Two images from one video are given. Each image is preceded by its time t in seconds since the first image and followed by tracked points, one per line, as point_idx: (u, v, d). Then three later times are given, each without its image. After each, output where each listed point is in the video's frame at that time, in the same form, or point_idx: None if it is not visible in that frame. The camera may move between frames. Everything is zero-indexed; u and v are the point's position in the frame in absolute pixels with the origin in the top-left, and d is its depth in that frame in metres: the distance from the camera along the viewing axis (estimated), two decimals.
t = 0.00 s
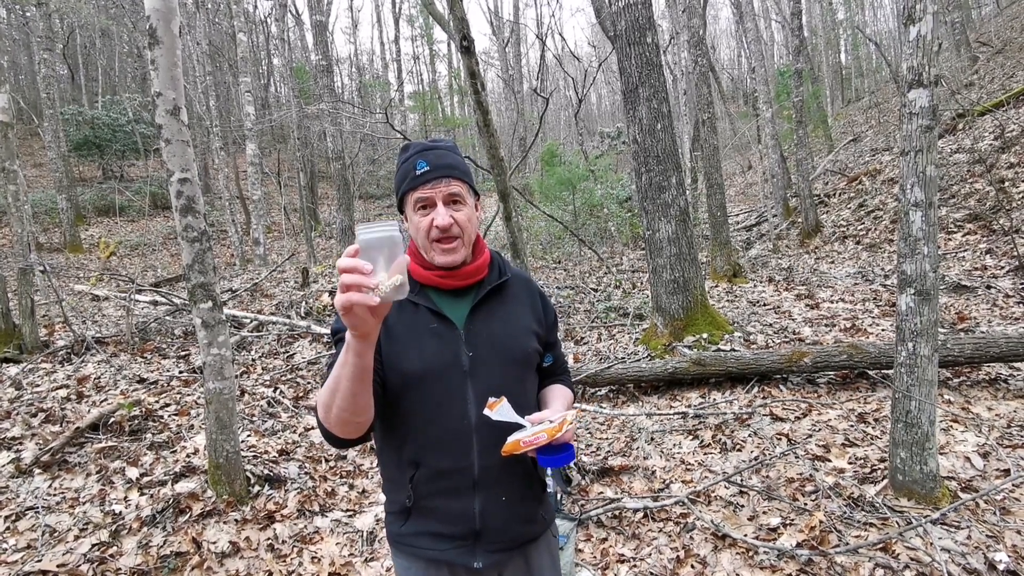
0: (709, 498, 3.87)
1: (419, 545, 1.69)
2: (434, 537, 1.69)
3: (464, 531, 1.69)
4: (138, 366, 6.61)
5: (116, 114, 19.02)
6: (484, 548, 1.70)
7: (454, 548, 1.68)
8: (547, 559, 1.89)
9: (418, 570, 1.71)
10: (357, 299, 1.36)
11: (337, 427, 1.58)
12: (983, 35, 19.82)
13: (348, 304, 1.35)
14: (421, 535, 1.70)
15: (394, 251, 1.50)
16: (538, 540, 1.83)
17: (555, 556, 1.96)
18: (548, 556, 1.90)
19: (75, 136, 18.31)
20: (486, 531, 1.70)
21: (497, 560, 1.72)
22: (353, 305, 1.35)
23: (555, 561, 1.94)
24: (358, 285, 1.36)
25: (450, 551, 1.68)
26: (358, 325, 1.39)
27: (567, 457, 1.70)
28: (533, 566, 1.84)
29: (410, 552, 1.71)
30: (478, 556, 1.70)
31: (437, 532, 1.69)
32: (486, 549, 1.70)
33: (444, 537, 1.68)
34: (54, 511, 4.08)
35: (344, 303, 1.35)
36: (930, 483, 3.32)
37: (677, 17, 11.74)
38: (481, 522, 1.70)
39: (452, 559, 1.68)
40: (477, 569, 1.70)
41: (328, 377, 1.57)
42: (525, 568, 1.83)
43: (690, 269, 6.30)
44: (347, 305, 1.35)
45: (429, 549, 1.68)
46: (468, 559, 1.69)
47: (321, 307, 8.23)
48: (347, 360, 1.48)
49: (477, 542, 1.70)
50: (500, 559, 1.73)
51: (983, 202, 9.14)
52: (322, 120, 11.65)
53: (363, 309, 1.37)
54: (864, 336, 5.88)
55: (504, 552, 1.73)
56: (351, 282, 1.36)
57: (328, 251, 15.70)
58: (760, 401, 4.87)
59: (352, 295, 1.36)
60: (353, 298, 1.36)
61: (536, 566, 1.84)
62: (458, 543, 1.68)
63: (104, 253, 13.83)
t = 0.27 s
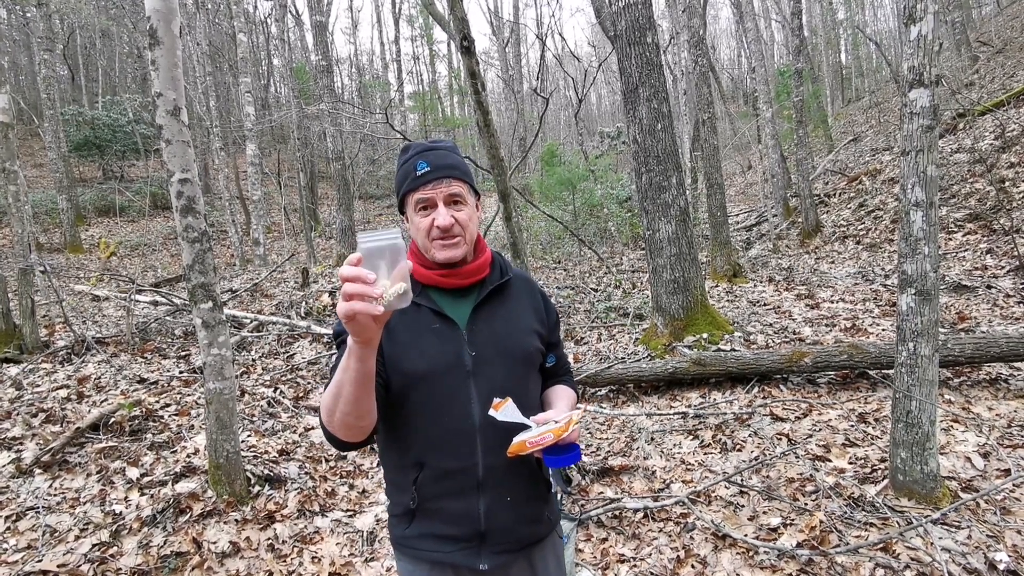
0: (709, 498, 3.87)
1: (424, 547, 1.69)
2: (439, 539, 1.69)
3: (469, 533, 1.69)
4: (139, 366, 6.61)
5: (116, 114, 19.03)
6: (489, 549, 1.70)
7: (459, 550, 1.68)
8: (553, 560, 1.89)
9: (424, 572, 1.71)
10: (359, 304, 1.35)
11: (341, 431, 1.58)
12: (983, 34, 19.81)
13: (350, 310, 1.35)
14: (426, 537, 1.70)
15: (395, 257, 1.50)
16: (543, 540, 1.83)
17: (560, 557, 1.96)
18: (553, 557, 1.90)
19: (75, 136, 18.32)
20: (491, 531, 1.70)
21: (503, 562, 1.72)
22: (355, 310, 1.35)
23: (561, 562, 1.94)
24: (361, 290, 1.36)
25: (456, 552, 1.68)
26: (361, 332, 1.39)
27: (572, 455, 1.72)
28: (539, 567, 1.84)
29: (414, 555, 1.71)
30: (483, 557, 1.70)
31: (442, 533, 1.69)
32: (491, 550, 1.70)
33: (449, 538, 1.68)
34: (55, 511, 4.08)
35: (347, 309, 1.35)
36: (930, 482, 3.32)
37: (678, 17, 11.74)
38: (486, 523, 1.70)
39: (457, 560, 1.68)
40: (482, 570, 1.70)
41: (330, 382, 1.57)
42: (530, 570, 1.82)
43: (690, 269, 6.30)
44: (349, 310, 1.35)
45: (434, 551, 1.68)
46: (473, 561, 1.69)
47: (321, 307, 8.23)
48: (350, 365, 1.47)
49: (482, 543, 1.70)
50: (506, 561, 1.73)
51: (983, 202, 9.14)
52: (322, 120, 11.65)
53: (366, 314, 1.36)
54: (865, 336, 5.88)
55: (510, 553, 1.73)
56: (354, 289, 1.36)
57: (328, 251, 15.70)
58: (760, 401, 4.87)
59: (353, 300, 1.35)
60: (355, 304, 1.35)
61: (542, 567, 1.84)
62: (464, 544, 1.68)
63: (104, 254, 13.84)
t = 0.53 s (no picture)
0: (710, 497, 3.87)
1: (424, 547, 1.69)
2: (439, 539, 1.69)
3: (470, 533, 1.68)
4: (139, 366, 6.61)
5: (116, 114, 19.03)
6: (490, 551, 1.70)
7: (460, 551, 1.68)
8: (554, 561, 1.88)
9: (425, 573, 1.71)
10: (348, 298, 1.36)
11: (336, 428, 1.58)
12: (984, 34, 19.79)
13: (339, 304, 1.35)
14: (426, 538, 1.70)
15: (388, 253, 1.50)
16: (545, 541, 1.83)
17: (562, 558, 1.96)
18: (554, 558, 1.89)
19: (75, 136, 18.31)
20: (492, 532, 1.70)
21: (504, 563, 1.71)
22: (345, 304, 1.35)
23: (562, 563, 1.94)
24: (351, 284, 1.36)
25: (456, 553, 1.68)
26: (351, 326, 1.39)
27: (573, 456, 1.71)
28: (540, 568, 1.83)
29: (415, 555, 1.71)
30: (484, 558, 1.70)
31: (442, 534, 1.69)
32: (492, 551, 1.70)
33: (449, 539, 1.68)
34: (55, 511, 4.08)
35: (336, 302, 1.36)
36: (931, 482, 3.32)
37: (678, 16, 11.73)
38: (487, 524, 1.70)
39: (458, 562, 1.68)
40: (483, 572, 1.70)
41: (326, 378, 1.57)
42: (531, 570, 1.82)
43: (690, 268, 6.30)
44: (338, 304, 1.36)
45: (434, 552, 1.68)
46: (474, 562, 1.69)
47: (321, 307, 8.23)
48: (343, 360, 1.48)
49: (483, 544, 1.70)
50: (507, 562, 1.72)
51: (983, 202, 9.13)
52: (322, 120, 11.64)
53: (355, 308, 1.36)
54: (865, 335, 5.87)
55: (510, 554, 1.73)
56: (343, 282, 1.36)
57: (328, 251, 15.70)
58: (760, 401, 4.87)
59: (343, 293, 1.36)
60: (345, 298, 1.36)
61: (543, 568, 1.84)
62: (464, 545, 1.68)
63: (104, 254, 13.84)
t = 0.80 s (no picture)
0: (709, 497, 3.86)
1: (422, 547, 1.69)
2: (437, 540, 1.68)
3: (468, 534, 1.68)
4: (138, 366, 6.60)
5: (116, 114, 19.03)
6: (488, 551, 1.70)
7: (458, 551, 1.68)
8: (553, 561, 1.88)
9: (423, 573, 1.71)
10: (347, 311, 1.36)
11: (336, 432, 1.59)
12: (983, 34, 19.80)
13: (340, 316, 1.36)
14: (425, 538, 1.70)
15: (389, 268, 1.49)
16: (543, 542, 1.82)
17: (561, 559, 1.95)
18: (553, 557, 1.89)
19: (74, 136, 18.30)
20: (489, 533, 1.70)
21: (502, 563, 1.71)
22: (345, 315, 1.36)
23: (561, 564, 1.93)
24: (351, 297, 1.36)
25: (455, 553, 1.68)
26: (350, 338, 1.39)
27: (571, 458, 1.69)
28: (538, 568, 1.83)
29: (413, 556, 1.71)
30: (481, 559, 1.69)
31: (440, 534, 1.68)
32: (490, 552, 1.70)
33: (447, 540, 1.68)
34: (55, 511, 4.08)
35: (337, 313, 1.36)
36: (931, 482, 3.32)
37: (677, 17, 11.73)
38: (485, 525, 1.70)
39: (456, 562, 1.67)
40: (481, 572, 1.69)
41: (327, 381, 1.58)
42: (529, 570, 1.82)
43: (690, 268, 6.30)
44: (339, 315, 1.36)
45: (432, 552, 1.68)
46: (471, 562, 1.69)
47: (321, 307, 8.23)
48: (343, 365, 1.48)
49: (481, 544, 1.69)
50: (505, 563, 1.72)
51: (983, 202, 9.14)
52: (322, 120, 11.64)
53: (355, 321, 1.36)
54: (865, 335, 5.87)
55: (508, 555, 1.72)
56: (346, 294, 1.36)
57: (328, 251, 15.70)
58: (760, 401, 4.87)
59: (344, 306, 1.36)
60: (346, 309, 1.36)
61: (541, 569, 1.83)
62: (462, 546, 1.68)
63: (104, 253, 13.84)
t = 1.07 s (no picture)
0: (709, 497, 3.86)
1: (420, 547, 1.69)
2: (435, 539, 1.68)
3: (466, 533, 1.68)
4: (138, 366, 6.60)
5: (115, 113, 19.00)
6: (486, 550, 1.69)
7: (456, 550, 1.68)
8: (551, 560, 1.88)
9: (422, 573, 1.71)
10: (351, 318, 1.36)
11: (336, 434, 1.59)
12: (982, 34, 19.82)
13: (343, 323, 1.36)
14: (423, 537, 1.69)
15: (391, 274, 1.48)
16: (541, 540, 1.83)
17: (560, 558, 1.95)
18: (552, 557, 1.89)
19: (74, 136, 18.27)
20: (488, 532, 1.70)
21: (500, 562, 1.71)
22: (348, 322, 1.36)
23: (561, 564, 1.93)
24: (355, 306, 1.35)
25: (453, 552, 1.67)
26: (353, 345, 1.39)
27: (572, 457, 1.69)
28: (537, 568, 1.83)
29: (411, 555, 1.71)
30: (480, 558, 1.69)
31: (439, 534, 1.68)
32: (488, 551, 1.70)
33: (446, 539, 1.68)
34: (54, 510, 4.07)
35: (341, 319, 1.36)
36: (930, 481, 3.32)
37: (677, 16, 11.73)
38: (483, 524, 1.69)
39: (454, 561, 1.67)
40: (479, 571, 1.69)
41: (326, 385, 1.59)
42: (528, 570, 1.81)
43: (690, 268, 6.31)
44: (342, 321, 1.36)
45: (430, 551, 1.68)
46: (470, 562, 1.68)
47: (320, 306, 8.22)
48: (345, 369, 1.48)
49: (480, 543, 1.69)
50: (503, 562, 1.72)
51: (982, 202, 9.15)
52: (321, 120, 11.63)
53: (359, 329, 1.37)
54: (864, 335, 5.87)
55: (507, 553, 1.72)
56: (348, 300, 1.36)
57: (327, 250, 15.70)
58: (759, 401, 4.87)
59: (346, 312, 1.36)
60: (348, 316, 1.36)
61: (540, 568, 1.83)
62: (461, 545, 1.68)
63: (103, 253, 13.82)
